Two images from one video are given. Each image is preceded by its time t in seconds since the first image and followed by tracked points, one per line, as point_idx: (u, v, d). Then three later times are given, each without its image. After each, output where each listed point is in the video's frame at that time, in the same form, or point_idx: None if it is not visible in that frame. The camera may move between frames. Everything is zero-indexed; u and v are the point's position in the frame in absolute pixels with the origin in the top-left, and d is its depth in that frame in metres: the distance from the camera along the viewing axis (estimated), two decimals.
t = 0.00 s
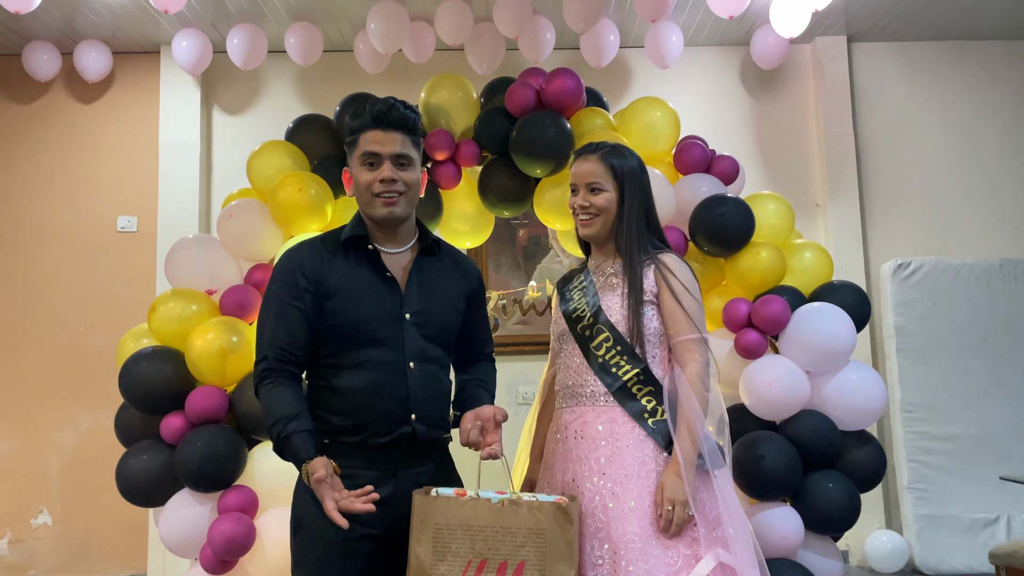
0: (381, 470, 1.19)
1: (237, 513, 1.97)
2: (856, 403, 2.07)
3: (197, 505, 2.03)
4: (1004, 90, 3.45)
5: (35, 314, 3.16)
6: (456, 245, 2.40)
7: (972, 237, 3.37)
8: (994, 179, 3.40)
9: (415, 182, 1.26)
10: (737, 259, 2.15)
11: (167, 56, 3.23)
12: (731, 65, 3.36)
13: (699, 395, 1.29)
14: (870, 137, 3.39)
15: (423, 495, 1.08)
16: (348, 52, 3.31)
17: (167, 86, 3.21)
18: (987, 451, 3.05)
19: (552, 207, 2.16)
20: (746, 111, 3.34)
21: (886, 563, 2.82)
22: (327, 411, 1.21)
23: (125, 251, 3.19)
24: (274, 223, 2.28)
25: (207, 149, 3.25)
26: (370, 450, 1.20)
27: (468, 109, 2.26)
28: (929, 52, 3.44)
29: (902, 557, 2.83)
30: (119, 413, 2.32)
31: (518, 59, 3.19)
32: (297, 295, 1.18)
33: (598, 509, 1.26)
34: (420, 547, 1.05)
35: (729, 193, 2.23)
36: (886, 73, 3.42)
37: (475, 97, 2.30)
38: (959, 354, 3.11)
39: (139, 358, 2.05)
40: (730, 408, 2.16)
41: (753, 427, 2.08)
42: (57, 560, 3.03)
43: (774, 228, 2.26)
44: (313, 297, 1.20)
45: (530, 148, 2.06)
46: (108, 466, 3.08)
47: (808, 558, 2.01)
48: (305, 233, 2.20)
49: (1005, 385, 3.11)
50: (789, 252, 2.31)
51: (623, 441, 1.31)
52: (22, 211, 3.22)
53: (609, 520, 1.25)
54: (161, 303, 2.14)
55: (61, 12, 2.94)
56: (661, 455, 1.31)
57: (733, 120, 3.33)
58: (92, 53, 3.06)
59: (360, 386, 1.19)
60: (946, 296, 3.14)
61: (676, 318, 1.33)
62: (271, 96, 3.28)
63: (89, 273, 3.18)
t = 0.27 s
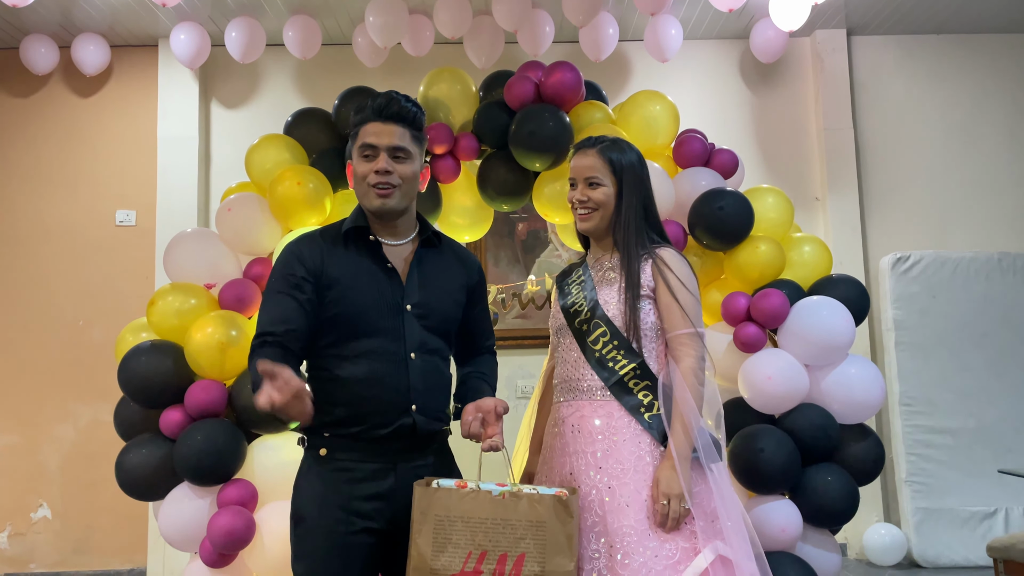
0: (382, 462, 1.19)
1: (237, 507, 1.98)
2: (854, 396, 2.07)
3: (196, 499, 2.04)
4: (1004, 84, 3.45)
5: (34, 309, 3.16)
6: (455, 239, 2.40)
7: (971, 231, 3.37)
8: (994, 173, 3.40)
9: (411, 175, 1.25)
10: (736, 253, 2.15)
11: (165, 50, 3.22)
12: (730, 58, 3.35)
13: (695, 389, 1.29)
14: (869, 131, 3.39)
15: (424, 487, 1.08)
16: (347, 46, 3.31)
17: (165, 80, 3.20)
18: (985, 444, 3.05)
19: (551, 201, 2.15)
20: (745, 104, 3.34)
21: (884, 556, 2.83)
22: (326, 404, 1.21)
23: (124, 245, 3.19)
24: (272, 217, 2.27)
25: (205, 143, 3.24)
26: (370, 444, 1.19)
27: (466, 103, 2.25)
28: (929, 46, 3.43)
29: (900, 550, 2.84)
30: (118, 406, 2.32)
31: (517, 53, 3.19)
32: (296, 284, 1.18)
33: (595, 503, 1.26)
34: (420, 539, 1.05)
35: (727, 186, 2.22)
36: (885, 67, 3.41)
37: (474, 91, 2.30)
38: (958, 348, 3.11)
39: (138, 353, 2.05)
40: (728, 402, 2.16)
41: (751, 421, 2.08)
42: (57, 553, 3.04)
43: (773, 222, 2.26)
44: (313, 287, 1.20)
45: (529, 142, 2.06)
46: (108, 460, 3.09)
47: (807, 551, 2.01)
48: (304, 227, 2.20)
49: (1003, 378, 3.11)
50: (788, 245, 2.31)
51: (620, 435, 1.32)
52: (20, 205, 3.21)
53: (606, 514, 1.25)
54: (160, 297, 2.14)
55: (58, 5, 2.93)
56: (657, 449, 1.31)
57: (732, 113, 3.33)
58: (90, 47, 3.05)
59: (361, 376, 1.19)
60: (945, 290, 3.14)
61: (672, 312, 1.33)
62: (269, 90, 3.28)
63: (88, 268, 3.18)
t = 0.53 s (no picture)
0: (383, 455, 1.19)
1: (237, 501, 1.98)
2: (853, 390, 2.08)
3: (196, 493, 2.04)
4: (1004, 78, 3.44)
5: (33, 304, 3.16)
6: (454, 234, 2.40)
7: (971, 226, 3.37)
8: (993, 167, 3.40)
9: (419, 179, 1.26)
10: (735, 248, 2.15)
11: (164, 44, 3.21)
12: (730, 53, 3.35)
13: (694, 383, 1.29)
14: (868, 125, 3.39)
15: (422, 482, 1.08)
16: (346, 40, 3.30)
17: (164, 75, 3.20)
18: (984, 438, 3.06)
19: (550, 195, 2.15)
20: (744, 98, 3.34)
21: (882, 549, 2.84)
22: (326, 395, 1.21)
23: (123, 240, 3.19)
24: (271, 212, 2.27)
25: (205, 138, 3.24)
26: (371, 437, 1.19)
27: (465, 97, 2.25)
28: (929, 40, 3.43)
29: (899, 544, 2.84)
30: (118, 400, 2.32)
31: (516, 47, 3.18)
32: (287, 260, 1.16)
33: (597, 498, 1.26)
34: (418, 533, 1.05)
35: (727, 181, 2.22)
36: (885, 61, 3.41)
37: (473, 86, 2.29)
38: (956, 342, 3.12)
39: (138, 347, 2.06)
40: (727, 396, 2.17)
41: (750, 415, 2.09)
42: (57, 547, 3.04)
43: (772, 216, 2.26)
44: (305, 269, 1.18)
45: (528, 136, 2.06)
46: (108, 455, 3.09)
47: (806, 544, 2.02)
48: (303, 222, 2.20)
49: (1002, 373, 3.12)
50: (787, 240, 2.31)
51: (620, 430, 1.32)
52: (18, 200, 3.21)
53: (607, 509, 1.25)
54: (159, 292, 2.14)
55: None
56: (657, 443, 1.31)
57: (731, 108, 3.33)
58: (88, 41, 3.04)
59: (363, 366, 1.20)
60: (944, 284, 3.14)
61: (670, 307, 1.33)
62: (268, 84, 3.27)
63: (87, 263, 3.18)
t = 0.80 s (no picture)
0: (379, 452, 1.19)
1: (237, 496, 1.98)
2: (852, 386, 2.08)
3: (197, 489, 2.04)
4: (1004, 73, 3.44)
5: (33, 300, 3.16)
6: (453, 230, 2.40)
7: (970, 222, 3.37)
8: (993, 163, 3.40)
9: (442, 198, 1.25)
10: (735, 244, 2.15)
11: (163, 41, 3.21)
12: (729, 48, 3.35)
13: (696, 377, 1.29)
14: (868, 121, 3.39)
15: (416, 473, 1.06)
16: (345, 36, 3.30)
17: (164, 71, 3.20)
18: (983, 434, 3.07)
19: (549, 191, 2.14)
20: (744, 94, 3.33)
21: (882, 545, 2.84)
22: (321, 390, 1.20)
23: (123, 236, 3.19)
24: (271, 208, 2.27)
25: (204, 134, 3.24)
26: (368, 434, 1.19)
27: (465, 93, 2.25)
28: (929, 35, 3.43)
29: (898, 539, 2.85)
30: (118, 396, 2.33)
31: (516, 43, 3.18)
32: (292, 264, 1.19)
33: (601, 493, 1.27)
34: (416, 525, 1.03)
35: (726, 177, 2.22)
36: (885, 57, 3.41)
37: (473, 81, 2.29)
38: (956, 338, 3.12)
39: (137, 344, 2.06)
40: (727, 391, 2.17)
41: (750, 411, 2.09)
42: (57, 543, 3.05)
43: (772, 212, 2.26)
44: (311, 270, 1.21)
45: (528, 132, 2.06)
46: (108, 450, 3.09)
47: (805, 540, 2.02)
48: (303, 218, 2.19)
49: (1002, 369, 3.12)
50: (786, 236, 2.31)
51: (622, 425, 1.32)
52: (18, 196, 3.21)
53: (611, 503, 1.25)
54: (159, 288, 2.14)
55: None
56: (661, 438, 1.31)
57: (731, 103, 3.33)
58: (88, 37, 3.04)
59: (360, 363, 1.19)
60: (944, 280, 3.14)
61: (670, 302, 1.33)
62: (268, 80, 3.27)
63: (87, 259, 3.18)
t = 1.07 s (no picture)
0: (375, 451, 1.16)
1: (238, 493, 1.98)
2: (853, 382, 2.08)
3: (198, 486, 2.05)
4: (1005, 70, 3.43)
5: (34, 297, 3.16)
6: (454, 226, 2.40)
7: (971, 218, 3.37)
8: (995, 159, 3.39)
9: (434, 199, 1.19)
10: (736, 240, 2.15)
11: (163, 37, 3.21)
12: (730, 44, 3.34)
13: (689, 372, 1.29)
14: (869, 118, 3.38)
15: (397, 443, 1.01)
16: (345, 32, 3.29)
17: (164, 67, 3.19)
18: (984, 430, 3.06)
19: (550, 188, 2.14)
20: (745, 90, 3.33)
21: (882, 541, 2.84)
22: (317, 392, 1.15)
23: (123, 233, 3.19)
24: (272, 205, 2.26)
25: (205, 131, 3.24)
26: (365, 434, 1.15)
27: (465, 89, 2.24)
28: (930, 32, 3.42)
29: (898, 536, 2.85)
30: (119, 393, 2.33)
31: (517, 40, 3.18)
32: (299, 275, 1.12)
33: (599, 490, 1.27)
34: (397, 495, 0.98)
35: (727, 173, 2.22)
36: (886, 53, 3.40)
37: (473, 78, 2.28)
38: (957, 335, 3.12)
39: (139, 340, 2.06)
40: (728, 388, 2.17)
41: (750, 407, 2.09)
42: (58, 539, 3.06)
43: (773, 208, 2.25)
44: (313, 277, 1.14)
45: (529, 129, 2.05)
46: (109, 447, 3.10)
47: (806, 536, 2.02)
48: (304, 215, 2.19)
49: (1003, 365, 3.12)
50: (787, 232, 2.30)
51: (619, 421, 1.31)
52: (18, 192, 3.21)
53: (609, 500, 1.25)
54: (160, 285, 2.14)
55: None
56: (656, 433, 1.31)
57: (732, 99, 3.32)
58: (88, 34, 3.03)
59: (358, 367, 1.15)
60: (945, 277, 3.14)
61: (664, 298, 1.33)
62: (268, 77, 3.27)
63: (88, 256, 3.18)
